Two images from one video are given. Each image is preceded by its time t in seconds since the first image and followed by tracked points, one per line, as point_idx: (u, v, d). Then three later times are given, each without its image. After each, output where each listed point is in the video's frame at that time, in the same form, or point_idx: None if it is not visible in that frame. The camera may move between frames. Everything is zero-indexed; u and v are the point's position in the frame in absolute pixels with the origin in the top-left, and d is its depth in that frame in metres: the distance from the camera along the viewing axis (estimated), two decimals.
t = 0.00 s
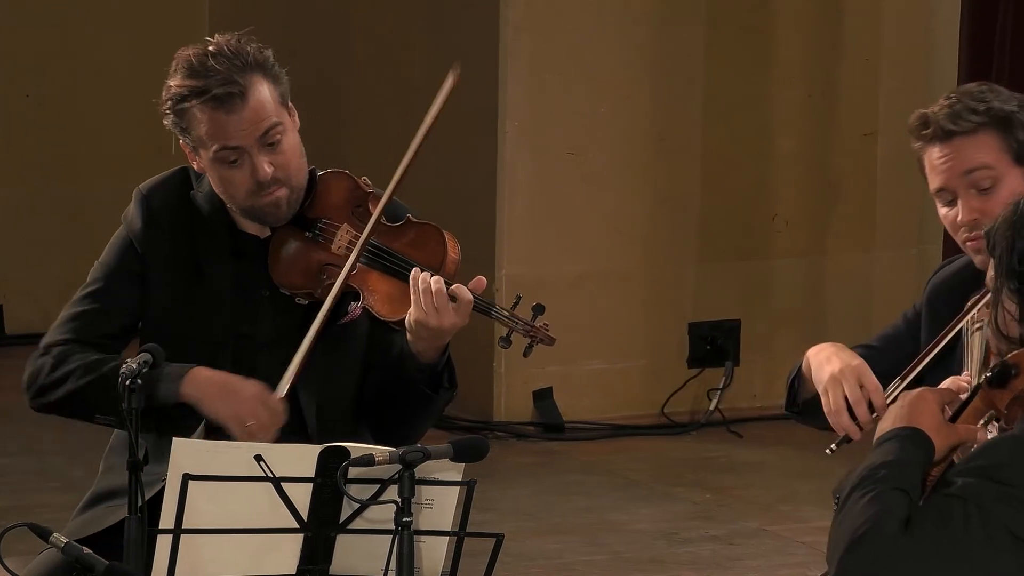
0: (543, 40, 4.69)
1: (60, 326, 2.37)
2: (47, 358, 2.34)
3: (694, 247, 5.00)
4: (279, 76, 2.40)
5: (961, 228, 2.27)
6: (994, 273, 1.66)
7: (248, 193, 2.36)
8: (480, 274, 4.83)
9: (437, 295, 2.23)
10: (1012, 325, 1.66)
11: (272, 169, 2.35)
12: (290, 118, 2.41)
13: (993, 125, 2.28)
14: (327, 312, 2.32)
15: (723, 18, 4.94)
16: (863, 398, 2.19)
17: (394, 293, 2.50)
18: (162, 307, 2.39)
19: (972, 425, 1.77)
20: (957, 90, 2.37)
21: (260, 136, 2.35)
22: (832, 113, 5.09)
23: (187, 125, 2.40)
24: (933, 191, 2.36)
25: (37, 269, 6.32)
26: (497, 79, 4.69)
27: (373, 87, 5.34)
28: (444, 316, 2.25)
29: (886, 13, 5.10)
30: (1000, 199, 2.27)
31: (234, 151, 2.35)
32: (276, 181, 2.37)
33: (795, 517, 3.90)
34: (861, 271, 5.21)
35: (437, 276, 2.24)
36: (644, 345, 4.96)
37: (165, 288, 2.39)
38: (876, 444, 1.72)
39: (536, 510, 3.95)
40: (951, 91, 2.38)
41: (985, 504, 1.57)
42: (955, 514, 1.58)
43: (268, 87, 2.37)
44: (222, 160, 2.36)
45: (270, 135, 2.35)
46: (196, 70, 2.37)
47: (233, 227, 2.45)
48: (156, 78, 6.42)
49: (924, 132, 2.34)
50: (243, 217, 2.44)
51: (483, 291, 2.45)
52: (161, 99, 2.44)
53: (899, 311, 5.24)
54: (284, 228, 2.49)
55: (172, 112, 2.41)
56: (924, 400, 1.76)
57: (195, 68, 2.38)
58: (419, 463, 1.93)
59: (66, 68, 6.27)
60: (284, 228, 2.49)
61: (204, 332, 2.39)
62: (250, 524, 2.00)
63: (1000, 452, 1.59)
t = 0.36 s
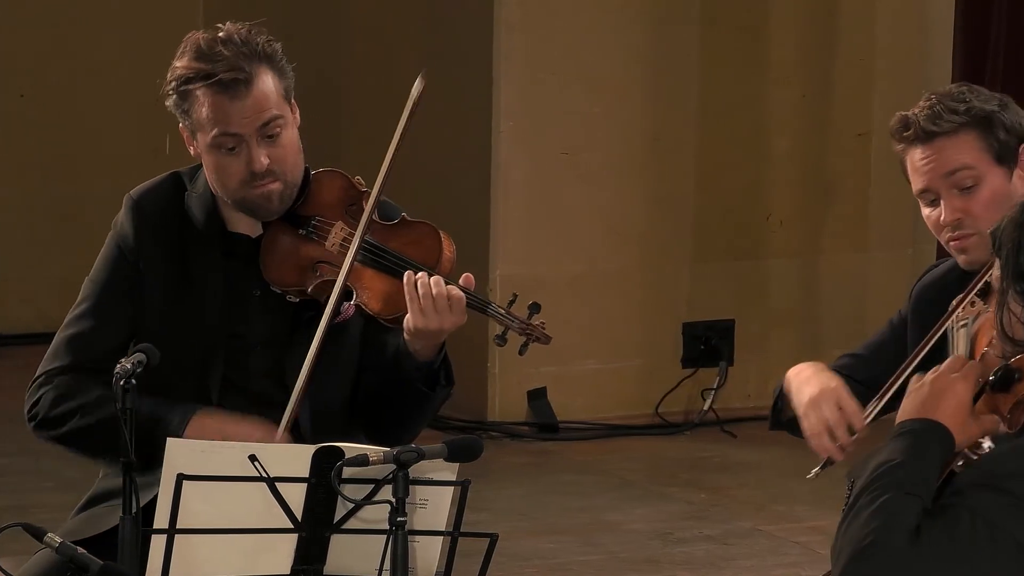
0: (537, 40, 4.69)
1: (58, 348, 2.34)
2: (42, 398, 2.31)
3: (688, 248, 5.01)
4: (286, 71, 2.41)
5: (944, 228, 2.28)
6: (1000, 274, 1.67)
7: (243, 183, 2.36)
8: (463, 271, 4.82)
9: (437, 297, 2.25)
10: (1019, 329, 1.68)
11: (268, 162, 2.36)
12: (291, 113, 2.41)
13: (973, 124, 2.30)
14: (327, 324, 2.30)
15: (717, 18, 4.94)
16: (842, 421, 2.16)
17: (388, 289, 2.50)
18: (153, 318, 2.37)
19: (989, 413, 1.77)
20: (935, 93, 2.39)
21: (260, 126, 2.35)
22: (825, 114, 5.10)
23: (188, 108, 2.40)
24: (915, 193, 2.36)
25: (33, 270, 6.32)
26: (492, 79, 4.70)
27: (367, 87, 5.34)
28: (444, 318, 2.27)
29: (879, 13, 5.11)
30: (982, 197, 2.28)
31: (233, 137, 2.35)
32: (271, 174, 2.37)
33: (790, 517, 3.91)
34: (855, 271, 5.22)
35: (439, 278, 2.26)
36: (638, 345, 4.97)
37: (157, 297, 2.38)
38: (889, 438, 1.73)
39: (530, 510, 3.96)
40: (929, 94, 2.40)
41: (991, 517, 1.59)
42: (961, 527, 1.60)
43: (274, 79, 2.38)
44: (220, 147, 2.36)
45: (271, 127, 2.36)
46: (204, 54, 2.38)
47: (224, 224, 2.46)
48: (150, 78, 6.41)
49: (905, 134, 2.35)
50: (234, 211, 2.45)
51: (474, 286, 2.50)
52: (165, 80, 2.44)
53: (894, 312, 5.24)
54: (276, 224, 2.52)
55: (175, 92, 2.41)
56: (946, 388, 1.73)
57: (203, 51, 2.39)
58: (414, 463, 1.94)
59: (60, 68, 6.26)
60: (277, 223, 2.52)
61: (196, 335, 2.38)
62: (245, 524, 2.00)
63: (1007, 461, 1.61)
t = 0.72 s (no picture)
0: (530, 40, 4.69)
1: (38, 359, 2.37)
2: (18, 415, 2.31)
3: (681, 248, 5.01)
4: (289, 67, 2.42)
5: (924, 237, 2.28)
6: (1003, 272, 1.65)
7: (239, 170, 2.36)
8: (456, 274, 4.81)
9: (420, 295, 2.25)
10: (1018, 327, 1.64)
11: (266, 150, 2.36)
12: (291, 108, 2.42)
13: (953, 134, 2.27)
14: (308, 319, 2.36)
15: (711, 17, 4.93)
16: (756, 409, 2.25)
17: (375, 288, 2.47)
18: (142, 322, 2.37)
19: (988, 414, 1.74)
20: (921, 97, 2.37)
21: (263, 111, 2.35)
22: (818, 113, 5.09)
23: (191, 90, 2.41)
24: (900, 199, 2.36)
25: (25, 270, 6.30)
26: (485, 79, 4.69)
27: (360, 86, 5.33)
28: (426, 316, 2.27)
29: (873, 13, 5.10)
30: (962, 208, 2.26)
31: (235, 120, 2.36)
32: (266, 166, 2.37)
33: (784, 517, 3.90)
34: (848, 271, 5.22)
35: (422, 276, 2.26)
36: (631, 345, 4.96)
37: (146, 303, 2.37)
38: (888, 439, 1.73)
39: (524, 510, 3.95)
40: (915, 99, 2.37)
41: (990, 519, 1.58)
42: (959, 529, 1.59)
43: (278, 71, 2.39)
44: (220, 130, 2.36)
45: (273, 114, 2.36)
46: (213, 36, 2.39)
47: (215, 226, 2.47)
48: (142, 76, 6.39)
49: (886, 141, 2.34)
50: (225, 208, 2.46)
51: (459, 286, 2.48)
52: (169, 65, 2.45)
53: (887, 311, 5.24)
54: (265, 224, 2.50)
55: (179, 75, 2.42)
56: (948, 387, 1.72)
57: (212, 35, 2.40)
58: (408, 463, 1.93)
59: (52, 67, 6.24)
60: (265, 224, 2.50)
61: (186, 337, 2.35)
62: (239, 524, 1.99)
63: (1004, 463, 1.60)
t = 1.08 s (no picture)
0: (525, 40, 4.69)
1: (25, 347, 2.36)
2: (0, 399, 2.32)
3: (675, 248, 5.01)
4: (275, 66, 2.42)
5: (902, 249, 2.28)
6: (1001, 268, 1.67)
7: (231, 175, 2.36)
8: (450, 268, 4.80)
9: (411, 289, 2.25)
10: (1013, 324, 1.66)
11: (257, 154, 2.36)
12: (280, 108, 2.42)
13: (925, 146, 2.27)
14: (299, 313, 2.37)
15: (706, 16, 4.94)
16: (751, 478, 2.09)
17: (370, 287, 2.46)
18: (135, 320, 2.37)
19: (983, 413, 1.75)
20: (891, 108, 2.36)
21: (250, 116, 2.36)
22: (813, 113, 5.10)
23: (179, 100, 2.41)
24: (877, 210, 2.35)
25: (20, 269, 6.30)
26: (479, 79, 4.70)
27: (355, 86, 5.32)
28: (420, 311, 2.26)
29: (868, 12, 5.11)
30: (938, 218, 2.26)
31: (223, 128, 2.36)
32: (259, 168, 2.37)
33: (778, 517, 3.91)
34: (842, 271, 5.23)
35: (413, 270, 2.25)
36: (625, 345, 4.96)
37: (138, 300, 2.37)
38: (881, 437, 1.73)
39: (518, 510, 3.95)
40: (886, 110, 2.37)
41: (983, 521, 1.58)
42: (952, 529, 1.59)
43: (263, 73, 2.39)
44: (209, 138, 2.37)
45: (260, 118, 2.36)
46: (195, 44, 2.39)
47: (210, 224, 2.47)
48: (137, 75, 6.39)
49: (860, 155, 2.33)
50: (222, 208, 2.45)
51: (455, 281, 2.49)
52: (155, 75, 2.46)
53: (882, 312, 5.24)
54: (261, 224, 2.50)
55: (165, 85, 2.43)
56: (943, 386, 1.73)
57: (195, 43, 2.40)
58: (402, 462, 1.93)
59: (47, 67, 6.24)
60: (262, 224, 2.50)
61: (181, 336, 2.36)
62: (233, 524, 1.99)
63: (999, 463, 1.60)
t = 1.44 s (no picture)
0: (518, 40, 4.69)
1: (22, 329, 2.36)
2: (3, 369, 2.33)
3: (670, 248, 5.01)
4: (264, 68, 2.42)
5: (897, 238, 2.27)
6: (1004, 265, 1.67)
7: (229, 180, 2.36)
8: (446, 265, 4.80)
9: (409, 284, 2.26)
10: (1011, 321, 1.65)
11: (253, 156, 2.36)
12: (274, 110, 2.41)
13: (923, 135, 2.26)
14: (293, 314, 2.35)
15: (700, 17, 4.94)
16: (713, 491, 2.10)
17: (367, 281, 2.48)
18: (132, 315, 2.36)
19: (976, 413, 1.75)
20: (890, 98, 2.35)
21: (244, 123, 2.35)
22: (807, 113, 5.10)
23: (171, 108, 2.41)
24: (873, 199, 2.34)
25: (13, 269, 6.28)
26: (473, 79, 4.70)
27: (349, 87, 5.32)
28: (416, 307, 2.27)
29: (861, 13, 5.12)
30: (933, 209, 2.25)
31: (219, 135, 2.36)
32: (256, 170, 2.37)
33: (772, 517, 3.91)
34: (836, 272, 5.23)
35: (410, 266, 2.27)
36: (619, 345, 4.96)
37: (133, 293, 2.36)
38: (878, 434, 1.73)
39: (512, 510, 3.95)
40: (884, 101, 2.36)
41: (975, 521, 1.58)
42: (944, 529, 1.59)
43: (254, 76, 2.39)
44: (204, 144, 2.36)
45: (254, 123, 2.36)
46: (183, 52, 2.39)
47: (207, 222, 2.46)
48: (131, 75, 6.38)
49: (857, 143, 2.32)
50: (218, 208, 2.45)
51: (453, 278, 2.51)
52: (145, 84, 2.46)
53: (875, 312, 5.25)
54: (260, 222, 2.49)
55: (157, 94, 2.42)
56: (938, 384, 1.72)
57: (183, 50, 2.40)
58: (397, 463, 1.93)
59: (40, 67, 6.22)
60: (260, 222, 2.49)
61: (176, 331, 2.35)
62: (227, 523, 1.99)
63: (993, 463, 1.60)
